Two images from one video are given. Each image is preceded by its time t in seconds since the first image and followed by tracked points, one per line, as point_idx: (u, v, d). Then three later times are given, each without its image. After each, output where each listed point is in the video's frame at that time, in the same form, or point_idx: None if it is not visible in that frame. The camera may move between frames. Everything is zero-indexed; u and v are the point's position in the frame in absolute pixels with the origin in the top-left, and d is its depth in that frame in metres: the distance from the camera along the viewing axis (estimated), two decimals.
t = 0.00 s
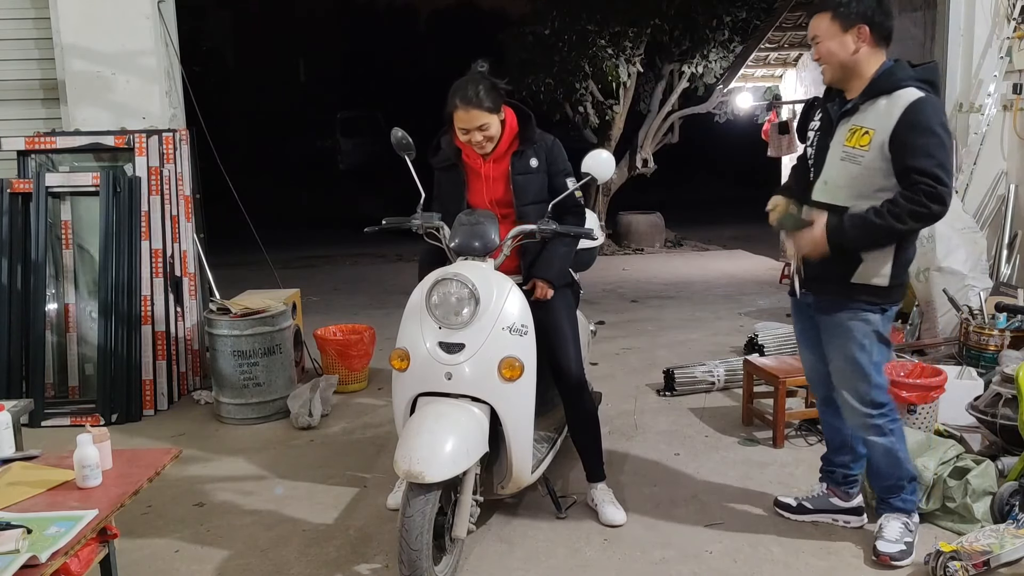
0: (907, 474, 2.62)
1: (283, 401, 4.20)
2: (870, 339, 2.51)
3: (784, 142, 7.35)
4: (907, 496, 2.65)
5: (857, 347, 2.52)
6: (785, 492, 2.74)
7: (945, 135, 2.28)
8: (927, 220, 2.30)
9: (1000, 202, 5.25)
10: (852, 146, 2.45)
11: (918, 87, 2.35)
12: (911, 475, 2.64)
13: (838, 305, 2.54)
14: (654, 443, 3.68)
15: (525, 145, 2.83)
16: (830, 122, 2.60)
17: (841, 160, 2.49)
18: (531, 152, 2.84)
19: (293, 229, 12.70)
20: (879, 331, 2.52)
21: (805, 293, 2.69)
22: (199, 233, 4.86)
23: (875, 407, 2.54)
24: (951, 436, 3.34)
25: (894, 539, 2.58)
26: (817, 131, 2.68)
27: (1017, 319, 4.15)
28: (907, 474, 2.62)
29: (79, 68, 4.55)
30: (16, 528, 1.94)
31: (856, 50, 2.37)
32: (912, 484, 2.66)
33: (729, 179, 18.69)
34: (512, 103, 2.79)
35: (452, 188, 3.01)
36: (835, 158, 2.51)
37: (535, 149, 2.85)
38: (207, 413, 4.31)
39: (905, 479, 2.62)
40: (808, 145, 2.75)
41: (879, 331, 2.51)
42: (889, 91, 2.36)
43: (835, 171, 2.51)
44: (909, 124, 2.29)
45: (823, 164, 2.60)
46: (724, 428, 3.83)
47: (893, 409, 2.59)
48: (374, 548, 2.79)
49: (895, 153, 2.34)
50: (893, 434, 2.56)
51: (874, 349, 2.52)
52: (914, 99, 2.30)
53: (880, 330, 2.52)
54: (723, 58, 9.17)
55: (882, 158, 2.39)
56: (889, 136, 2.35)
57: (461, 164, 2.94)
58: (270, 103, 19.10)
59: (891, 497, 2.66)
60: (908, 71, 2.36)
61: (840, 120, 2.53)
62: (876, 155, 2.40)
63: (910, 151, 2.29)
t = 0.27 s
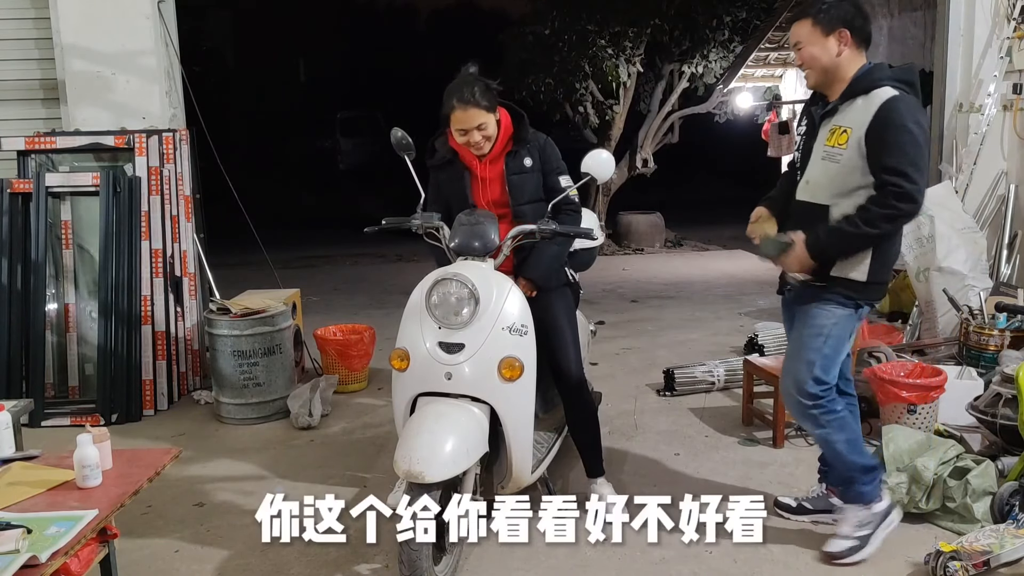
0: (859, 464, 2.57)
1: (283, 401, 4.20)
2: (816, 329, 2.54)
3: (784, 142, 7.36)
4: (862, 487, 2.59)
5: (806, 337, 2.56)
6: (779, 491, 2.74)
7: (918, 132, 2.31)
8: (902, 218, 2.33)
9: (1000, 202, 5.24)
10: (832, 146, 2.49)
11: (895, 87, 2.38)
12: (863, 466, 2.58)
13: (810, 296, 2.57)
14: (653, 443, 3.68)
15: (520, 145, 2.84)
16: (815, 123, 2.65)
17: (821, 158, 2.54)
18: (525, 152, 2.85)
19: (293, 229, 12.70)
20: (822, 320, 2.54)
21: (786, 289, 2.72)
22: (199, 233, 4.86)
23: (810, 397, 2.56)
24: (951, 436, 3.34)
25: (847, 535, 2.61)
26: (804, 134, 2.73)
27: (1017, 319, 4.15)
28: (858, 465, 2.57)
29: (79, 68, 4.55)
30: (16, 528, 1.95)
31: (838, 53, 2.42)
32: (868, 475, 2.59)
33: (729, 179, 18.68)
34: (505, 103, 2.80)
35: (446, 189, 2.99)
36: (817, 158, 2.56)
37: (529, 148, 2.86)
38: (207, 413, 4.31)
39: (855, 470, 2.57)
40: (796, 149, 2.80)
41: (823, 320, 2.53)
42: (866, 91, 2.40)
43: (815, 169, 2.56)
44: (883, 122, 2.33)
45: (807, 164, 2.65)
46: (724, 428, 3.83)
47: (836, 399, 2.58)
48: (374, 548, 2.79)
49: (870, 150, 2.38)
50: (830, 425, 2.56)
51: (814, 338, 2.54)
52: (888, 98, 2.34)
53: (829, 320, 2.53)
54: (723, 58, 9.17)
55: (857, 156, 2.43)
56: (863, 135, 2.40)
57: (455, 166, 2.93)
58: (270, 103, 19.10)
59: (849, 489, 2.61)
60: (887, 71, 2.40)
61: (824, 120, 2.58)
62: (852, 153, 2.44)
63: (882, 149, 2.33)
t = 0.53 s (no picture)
0: (856, 469, 2.61)
1: (283, 401, 4.20)
2: (813, 331, 2.55)
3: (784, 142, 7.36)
4: (857, 490, 2.63)
5: (803, 338, 2.57)
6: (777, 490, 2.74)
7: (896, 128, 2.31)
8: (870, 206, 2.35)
9: (1000, 202, 5.24)
10: (817, 143, 2.51)
11: (881, 84, 2.38)
12: (859, 471, 2.61)
13: (804, 295, 2.58)
14: (653, 443, 3.68)
15: (531, 143, 2.85)
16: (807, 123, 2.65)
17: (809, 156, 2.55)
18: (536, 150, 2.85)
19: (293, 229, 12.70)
20: (818, 322, 2.54)
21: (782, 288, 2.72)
22: (199, 233, 4.86)
23: (809, 400, 2.56)
24: (951, 436, 3.32)
25: (842, 537, 2.60)
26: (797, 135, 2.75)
27: (1017, 319, 4.15)
28: (853, 469, 2.61)
29: (79, 69, 4.55)
30: (16, 528, 1.95)
31: (830, 53, 2.44)
32: (863, 480, 2.62)
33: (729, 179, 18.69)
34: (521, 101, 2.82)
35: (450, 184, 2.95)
36: (804, 156, 2.58)
37: (539, 148, 2.87)
38: (207, 413, 4.31)
39: (851, 474, 2.60)
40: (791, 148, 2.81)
41: (819, 323, 2.54)
42: (850, 89, 2.41)
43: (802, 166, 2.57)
44: (861, 118, 2.34)
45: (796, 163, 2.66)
46: (724, 428, 3.83)
47: (834, 402, 2.59)
48: (374, 549, 2.79)
49: (848, 146, 2.38)
50: (829, 428, 2.57)
51: (812, 341, 2.55)
52: (868, 94, 2.35)
53: (825, 322, 2.53)
54: (723, 58, 9.17)
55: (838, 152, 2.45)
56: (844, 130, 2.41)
57: (462, 159, 2.90)
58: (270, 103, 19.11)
59: (844, 491, 2.65)
60: (872, 68, 2.40)
61: (813, 120, 2.60)
62: (836, 149, 2.45)
63: (859, 143, 2.34)
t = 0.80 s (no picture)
0: (843, 463, 2.61)
1: (283, 401, 4.20)
2: (804, 327, 2.54)
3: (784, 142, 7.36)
4: (846, 484, 2.63)
5: (794, 334, 2.56)
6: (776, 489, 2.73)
7: (891, 125, 2.31)
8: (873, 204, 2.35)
9: (1000, 202, 5.24)
10: (813, 143, 2.51)
11: (874, 82, 2.38)
12: (847, 464, 2.61)
13: (799, 292, 2.58)
14: (653, 443, 3.68)
15: (573, 149, 2.87)
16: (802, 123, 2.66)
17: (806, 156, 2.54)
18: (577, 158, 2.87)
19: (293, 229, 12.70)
20: (810, 318, 2.54)
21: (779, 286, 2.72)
22: (199, 233, 4.86)
23: (796, 395, 2.56)
24: (951, 436, 3.32)
25: (838, 534, 2.61)
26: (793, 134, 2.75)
27: (1017, 319, 4.15)
28: (841, 463, 2.61)
29: (79, 69, 4.55)
30: (16, 528, 1.94)
31: (823, 54, 2.45)
32: (852, 473, 2.62)
33: (729, 179, 18.70)
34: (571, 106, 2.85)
35: (483, 173, 2.95)
36: (801, 155, 2.58)
37: (579, 156, 2.89)
38: (207, 413, 4.31)
39: (838, 468, 2.60)
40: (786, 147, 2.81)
41: (812, 320, 2.53)
42: (844, 88, 2.42)
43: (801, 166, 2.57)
44: (856, 116, 2.34)
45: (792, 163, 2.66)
46: (724, 428, 3.83)
47: (821, 396, 2.59)
48: (374, 549, 2.79)
49: (845, 144, 2.38)
50: (814, 422, 2.57)
51: (802, 337, 2.54)
52: (862, 93, 2.35)
53: (818, 318, 2.53)
54: (723, 58, 9.17)
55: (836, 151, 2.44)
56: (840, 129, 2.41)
57: (503, 150, 2.90)
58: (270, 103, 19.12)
59: (832, 485, 2.65)
60: (866, 67, 2.40)
61: (808, 119, 2.60)
62: (832, 148, 2.45)
63: (856, 141, 2.34)
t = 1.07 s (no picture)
0: (843, 462, 2.61)
1: (283, 401, 4.20)
2: (805, 327, 2.54)
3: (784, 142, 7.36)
4: (845, 483, 2.63)
5: (794, 334, 2.56)
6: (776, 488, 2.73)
7: (892, 124, 2.31)
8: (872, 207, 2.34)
9: (1000, 202, 5.24)
10: (813, 142, 2.51)
11: (874, 82, 2.39)
12: (847, 463, 2.61)
13: (801, 294, 2.58)
14: (653, 443, 3.68)
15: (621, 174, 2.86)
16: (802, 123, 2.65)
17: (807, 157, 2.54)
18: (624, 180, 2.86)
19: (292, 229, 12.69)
20: (810, 319, 2.54)
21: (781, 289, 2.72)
22: (199, 233, 4.86)
23: (796, 394, 2.56)
24: (951, 436, 3.32)
25: (837, 533, 2.61)
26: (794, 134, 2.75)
27: (1017, 319, 4.14)
28: (841, 462, 2.61)
29: (79, 68, 4.55)
30: (16, 528, 1.95)
31: (826, 55, 2.45)
32: (852, 472, 2.63)
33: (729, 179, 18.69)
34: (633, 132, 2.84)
35: (527, 173, 2.93)
36: (801, 155, 2.58)
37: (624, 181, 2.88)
38: (207, 413, 4.31)
39: (838, 467, 2.61)
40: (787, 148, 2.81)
41: (813, 320, 2.53)
42: (844, 87, 2.42)
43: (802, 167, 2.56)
44: (857, 115, 2.34)
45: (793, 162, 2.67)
46: (724, 428, 3.83)
47: (822, 396, 2.59)
48: (374, 549, 2.79)
49: (846, 144, 2.38)
50: (815, 421, 2.58)
51: (802, 338, 2.54)
52: (862, 92, 2.35)
53: (819, 318, 2.53)
54: (723, 58, 9.17)
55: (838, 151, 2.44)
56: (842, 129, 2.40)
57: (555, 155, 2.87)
58: (271, 103, 19.14)
59: (831, 484, 2.66)
60: (866, 66, 2.41)
61: (808, 119, 2.60)
62: (832, 148, 2.45)
63: (857, 140, 2.34)
